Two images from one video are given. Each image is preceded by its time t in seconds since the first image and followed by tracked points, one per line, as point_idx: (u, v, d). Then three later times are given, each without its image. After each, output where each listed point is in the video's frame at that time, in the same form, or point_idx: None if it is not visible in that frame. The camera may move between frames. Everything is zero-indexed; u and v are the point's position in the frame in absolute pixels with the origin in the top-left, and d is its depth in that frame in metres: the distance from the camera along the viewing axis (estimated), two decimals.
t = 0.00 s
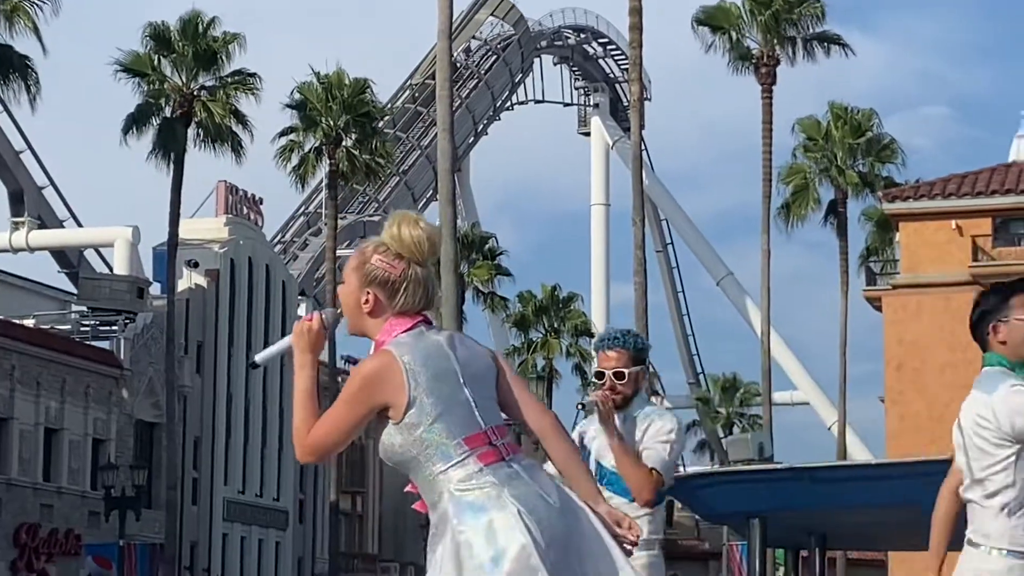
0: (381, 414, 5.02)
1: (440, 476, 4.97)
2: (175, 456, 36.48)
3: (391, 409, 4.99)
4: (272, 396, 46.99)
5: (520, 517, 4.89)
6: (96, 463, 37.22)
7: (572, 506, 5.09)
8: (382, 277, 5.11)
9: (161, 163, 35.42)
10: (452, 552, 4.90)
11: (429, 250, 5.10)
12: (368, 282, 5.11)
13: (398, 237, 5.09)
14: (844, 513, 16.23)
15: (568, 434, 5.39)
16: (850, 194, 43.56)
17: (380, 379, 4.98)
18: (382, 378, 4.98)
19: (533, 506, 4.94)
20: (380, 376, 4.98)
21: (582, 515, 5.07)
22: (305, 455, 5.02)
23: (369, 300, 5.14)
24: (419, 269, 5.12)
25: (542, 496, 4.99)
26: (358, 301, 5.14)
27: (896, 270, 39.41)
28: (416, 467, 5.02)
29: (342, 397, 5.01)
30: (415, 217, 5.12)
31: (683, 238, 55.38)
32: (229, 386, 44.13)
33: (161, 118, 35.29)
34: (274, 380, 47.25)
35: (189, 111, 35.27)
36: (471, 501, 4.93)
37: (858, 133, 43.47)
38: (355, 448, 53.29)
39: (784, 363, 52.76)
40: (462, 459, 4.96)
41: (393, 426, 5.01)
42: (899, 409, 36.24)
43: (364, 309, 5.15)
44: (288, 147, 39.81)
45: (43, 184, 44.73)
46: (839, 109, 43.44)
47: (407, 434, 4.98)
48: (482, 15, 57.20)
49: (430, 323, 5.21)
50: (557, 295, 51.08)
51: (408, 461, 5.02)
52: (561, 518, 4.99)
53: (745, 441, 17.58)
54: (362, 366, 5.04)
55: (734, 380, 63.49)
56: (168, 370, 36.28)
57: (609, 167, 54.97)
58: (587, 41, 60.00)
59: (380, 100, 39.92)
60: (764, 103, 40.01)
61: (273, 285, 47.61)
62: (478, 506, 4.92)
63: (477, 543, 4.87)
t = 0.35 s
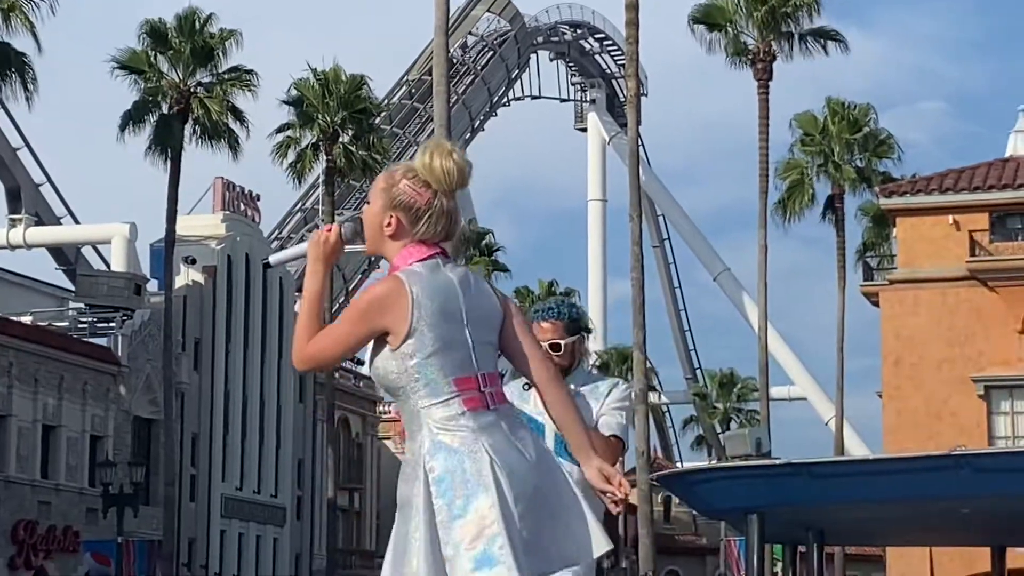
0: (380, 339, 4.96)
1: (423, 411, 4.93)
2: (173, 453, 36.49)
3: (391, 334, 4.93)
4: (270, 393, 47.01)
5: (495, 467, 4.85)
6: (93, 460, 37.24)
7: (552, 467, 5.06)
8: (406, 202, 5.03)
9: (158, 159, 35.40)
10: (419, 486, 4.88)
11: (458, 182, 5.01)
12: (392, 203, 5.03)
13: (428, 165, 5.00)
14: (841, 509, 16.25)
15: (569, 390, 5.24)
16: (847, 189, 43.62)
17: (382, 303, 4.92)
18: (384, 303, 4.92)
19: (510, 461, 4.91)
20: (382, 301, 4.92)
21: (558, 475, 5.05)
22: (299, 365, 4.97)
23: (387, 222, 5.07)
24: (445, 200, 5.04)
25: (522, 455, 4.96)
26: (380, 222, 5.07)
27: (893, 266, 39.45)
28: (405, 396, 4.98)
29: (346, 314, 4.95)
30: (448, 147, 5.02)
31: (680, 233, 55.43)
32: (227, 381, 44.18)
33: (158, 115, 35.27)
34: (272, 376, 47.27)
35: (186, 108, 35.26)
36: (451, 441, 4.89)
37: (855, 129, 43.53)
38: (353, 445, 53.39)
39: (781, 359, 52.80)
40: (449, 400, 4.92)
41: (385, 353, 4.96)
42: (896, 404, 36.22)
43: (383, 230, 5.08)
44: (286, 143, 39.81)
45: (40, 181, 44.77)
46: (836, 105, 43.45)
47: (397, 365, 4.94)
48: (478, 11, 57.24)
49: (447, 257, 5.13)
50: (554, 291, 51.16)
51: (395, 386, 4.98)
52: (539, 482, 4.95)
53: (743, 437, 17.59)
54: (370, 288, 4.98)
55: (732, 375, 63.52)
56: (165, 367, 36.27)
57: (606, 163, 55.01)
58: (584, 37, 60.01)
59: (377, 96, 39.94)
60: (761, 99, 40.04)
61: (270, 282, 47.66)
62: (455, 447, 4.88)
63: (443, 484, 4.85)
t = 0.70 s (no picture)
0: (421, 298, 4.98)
1: (446, 378, 4.97)
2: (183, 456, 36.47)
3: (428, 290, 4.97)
4: (278, 395, 47.04)
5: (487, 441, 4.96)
6: (103, 463, 37.24)
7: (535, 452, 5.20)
8: (443, 167, 5.11)
9: (166, 162, 35.44)
10: (435, 456, 4.91)
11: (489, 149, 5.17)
12: (429, 167, 5.09)
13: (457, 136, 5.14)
14: (849, 508, 16.24)
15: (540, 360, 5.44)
16: (856, 189, 43.56)
17: (429, 260, 4.95)
18: (432, 259, 4.95)
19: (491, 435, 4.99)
20: (429, 257, 4.95)
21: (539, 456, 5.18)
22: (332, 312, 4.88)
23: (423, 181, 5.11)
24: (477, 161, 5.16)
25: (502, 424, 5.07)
26: (419, 184, 5.10)
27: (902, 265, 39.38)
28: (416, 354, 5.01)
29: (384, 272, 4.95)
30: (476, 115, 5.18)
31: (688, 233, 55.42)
32: (236, 384, 44.22)
33: (167, 118, 35.28)
34: (280, 379, 47.31)
35: (194, 111, 35.29)
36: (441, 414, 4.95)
37: (863, 128, 43.47)
38: (362, 447, 53.50)
39: (790, 359, 52.80)
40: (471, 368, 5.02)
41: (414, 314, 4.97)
42: (905, 404, 36.17)
43: (408, 193, 5.11)
44: (293, 146, 39.84)
45: (49, 185, 44.79)
46: (844, 105, 43.39)
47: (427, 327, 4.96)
48: (485, 13, 57.22)
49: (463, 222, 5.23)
50: (563, 292, 51.21)
51: (417, 348, 4.99)
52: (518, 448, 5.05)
53: (751, 438, 17.57)
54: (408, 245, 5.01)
55: (740, 376, 63.51)
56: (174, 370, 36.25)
57: (614, 163, 54.96)
58: (591, 38, 59.94)
59: (385, 98, 39.96)
60: (768, 100, 40.00)
61: (279, 285, 47.70)
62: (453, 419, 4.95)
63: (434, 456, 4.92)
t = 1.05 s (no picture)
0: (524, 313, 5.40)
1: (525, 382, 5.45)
2: (202, 460, 36.54)
3: (530, 309, 5.36)
4: (297, 402, 47.10)
5: (538, 509, 5.23)
6: (123, 468, 37.29)
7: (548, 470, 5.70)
8: (480, 182, 5.43)
9: (183, 167, 35.44)
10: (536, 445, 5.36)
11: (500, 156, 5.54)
12: (476, 190, 5.39)
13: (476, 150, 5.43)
14: (871, 510, 16.16)
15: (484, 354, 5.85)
16: (874, 190, 43.44)
17: (524, 281, 5.35)
18: (525, 278, 5.36)
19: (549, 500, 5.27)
20: (525, 278, 5.36)
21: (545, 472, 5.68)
22: (474, 353, 5.26)
23: (476, 203, 5.41)
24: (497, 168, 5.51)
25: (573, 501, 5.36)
26: (470, 207, 5.40)
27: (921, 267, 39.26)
28: (503, 389, 5.36)
29: (489, 303, 5.32)
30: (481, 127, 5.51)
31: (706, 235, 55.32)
32: (254, 388, 44.26)
33: (184, 122, 35.30)
34: (299, 384, 47.34)
35: (212, 116, 35.32)
36: (508, 462, 5.26)
37: (881, 129, 43.35)
38: (381, 451, 53.52)
39: (809, 361, 52.73)
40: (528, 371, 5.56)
41: (518, 344, 5.37)
42: (925, 406, 36.14)
43: (459, 218, 5.39)
44: (311, 150, 39.87)
45: (67, 191, 44.90)
46: (861, 106, 43.27)
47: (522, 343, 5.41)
48: (502, 15, 57.23)
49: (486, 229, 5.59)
50: (582, 295, 51.19)
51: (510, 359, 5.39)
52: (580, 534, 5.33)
53: (771, 440, 17.49)
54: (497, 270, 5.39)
55: (759, 377, 63.41)
56: (193, 375, 36.28)
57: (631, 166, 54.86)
58: (608, 40, 59.85)
59: (402, 102, 39.93)
60: (785, 102, 39.93)
61: (297, 290, 47.76)
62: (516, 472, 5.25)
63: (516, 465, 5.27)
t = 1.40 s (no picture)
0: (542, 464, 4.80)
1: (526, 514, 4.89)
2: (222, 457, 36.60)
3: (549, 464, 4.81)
4: (319, 399, 47.17)
5: None
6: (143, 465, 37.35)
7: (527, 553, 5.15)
8: (488, 321, 4.91)
9: (203, 164, 35.44)
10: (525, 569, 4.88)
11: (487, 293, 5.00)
12: (491, 329, 4.89)
13: (483, 281, 4.93)
14: (893, 508, 16.05)
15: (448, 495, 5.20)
16: (894, 185, 43.29)
17: (547, 433, 4.81)
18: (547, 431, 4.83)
19: None
20: (548, 429, 4.82)
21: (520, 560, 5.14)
22: (503, 507, 4.63)
23: (491, 347, 4.90)
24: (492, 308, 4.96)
25: None
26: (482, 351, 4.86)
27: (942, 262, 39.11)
28: (504, 546, 4.78)
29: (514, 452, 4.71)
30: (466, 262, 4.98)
31: (725, 231, 55.22)
32: (275, 385, 44.28)
33: (204, 120, 35.29)
34: (320, 380, 47.42)
35: (231, 114, 35.30)
36: None
37: (901, 124, 43.21)
38: (402, 447, 53.59)
39: (830, 356, 52.63)
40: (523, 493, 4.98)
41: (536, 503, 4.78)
42: (947, 401, 35.95)
43: (477, 362, 4.86)
44: (330, 147, 39.83)
45: (87, 188, 44.99)
46: (881, 101, 43.21)
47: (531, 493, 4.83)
48: (521, 12, 57.22)
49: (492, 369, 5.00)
50: (602, 292, 51.20)
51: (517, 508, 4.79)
52: None
53: (792, 436, 17.45)
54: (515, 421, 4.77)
55: (780, 373, 63.33)
56: (214, 372, 36.28)
57: (651, 163, 54.76)
58: (627, 35, 59.73)
59: (421, 98, 39.88)
60: (805, 97, 39.81)
61: (317, 286, 47.79)
62: None
63: None
